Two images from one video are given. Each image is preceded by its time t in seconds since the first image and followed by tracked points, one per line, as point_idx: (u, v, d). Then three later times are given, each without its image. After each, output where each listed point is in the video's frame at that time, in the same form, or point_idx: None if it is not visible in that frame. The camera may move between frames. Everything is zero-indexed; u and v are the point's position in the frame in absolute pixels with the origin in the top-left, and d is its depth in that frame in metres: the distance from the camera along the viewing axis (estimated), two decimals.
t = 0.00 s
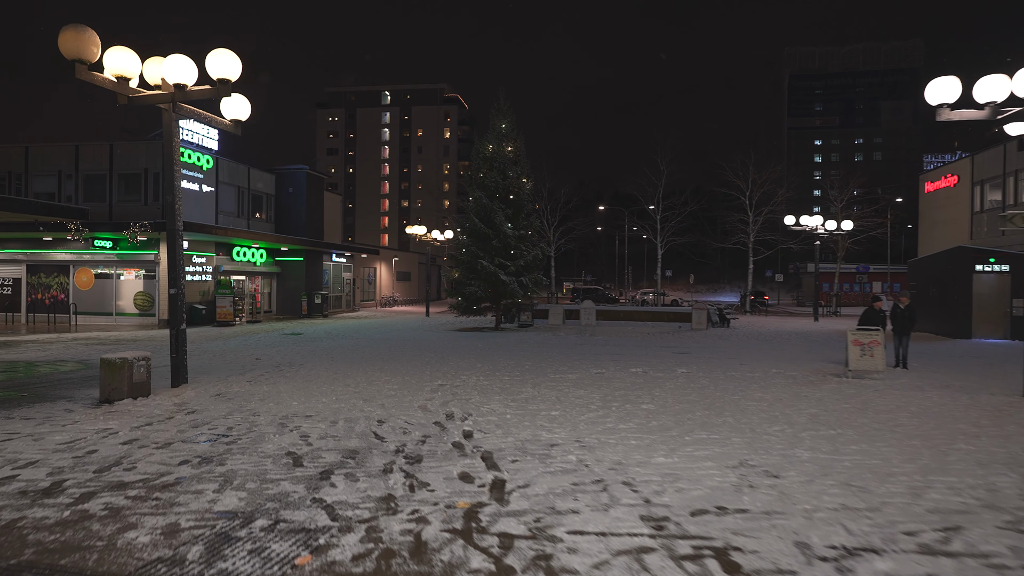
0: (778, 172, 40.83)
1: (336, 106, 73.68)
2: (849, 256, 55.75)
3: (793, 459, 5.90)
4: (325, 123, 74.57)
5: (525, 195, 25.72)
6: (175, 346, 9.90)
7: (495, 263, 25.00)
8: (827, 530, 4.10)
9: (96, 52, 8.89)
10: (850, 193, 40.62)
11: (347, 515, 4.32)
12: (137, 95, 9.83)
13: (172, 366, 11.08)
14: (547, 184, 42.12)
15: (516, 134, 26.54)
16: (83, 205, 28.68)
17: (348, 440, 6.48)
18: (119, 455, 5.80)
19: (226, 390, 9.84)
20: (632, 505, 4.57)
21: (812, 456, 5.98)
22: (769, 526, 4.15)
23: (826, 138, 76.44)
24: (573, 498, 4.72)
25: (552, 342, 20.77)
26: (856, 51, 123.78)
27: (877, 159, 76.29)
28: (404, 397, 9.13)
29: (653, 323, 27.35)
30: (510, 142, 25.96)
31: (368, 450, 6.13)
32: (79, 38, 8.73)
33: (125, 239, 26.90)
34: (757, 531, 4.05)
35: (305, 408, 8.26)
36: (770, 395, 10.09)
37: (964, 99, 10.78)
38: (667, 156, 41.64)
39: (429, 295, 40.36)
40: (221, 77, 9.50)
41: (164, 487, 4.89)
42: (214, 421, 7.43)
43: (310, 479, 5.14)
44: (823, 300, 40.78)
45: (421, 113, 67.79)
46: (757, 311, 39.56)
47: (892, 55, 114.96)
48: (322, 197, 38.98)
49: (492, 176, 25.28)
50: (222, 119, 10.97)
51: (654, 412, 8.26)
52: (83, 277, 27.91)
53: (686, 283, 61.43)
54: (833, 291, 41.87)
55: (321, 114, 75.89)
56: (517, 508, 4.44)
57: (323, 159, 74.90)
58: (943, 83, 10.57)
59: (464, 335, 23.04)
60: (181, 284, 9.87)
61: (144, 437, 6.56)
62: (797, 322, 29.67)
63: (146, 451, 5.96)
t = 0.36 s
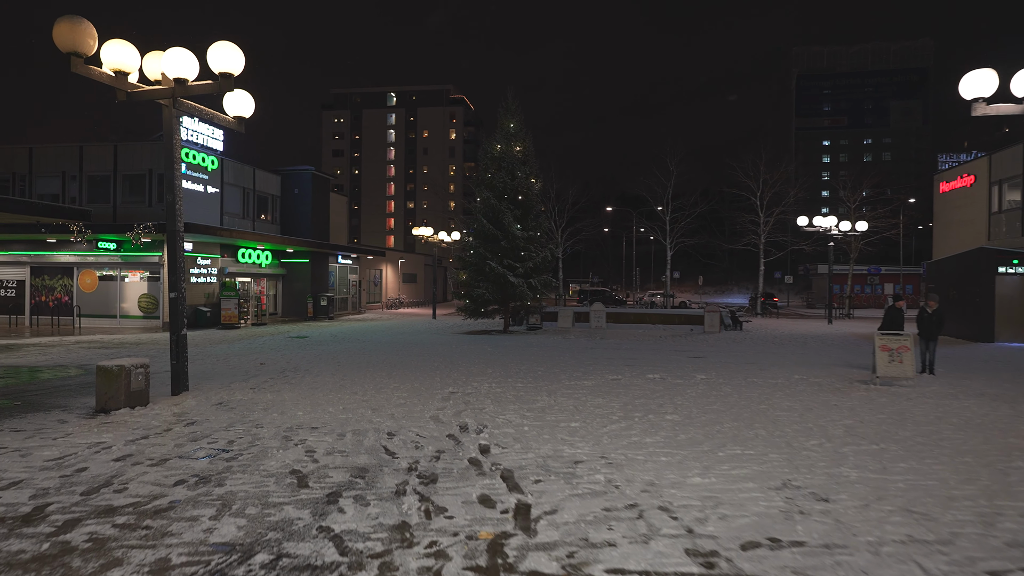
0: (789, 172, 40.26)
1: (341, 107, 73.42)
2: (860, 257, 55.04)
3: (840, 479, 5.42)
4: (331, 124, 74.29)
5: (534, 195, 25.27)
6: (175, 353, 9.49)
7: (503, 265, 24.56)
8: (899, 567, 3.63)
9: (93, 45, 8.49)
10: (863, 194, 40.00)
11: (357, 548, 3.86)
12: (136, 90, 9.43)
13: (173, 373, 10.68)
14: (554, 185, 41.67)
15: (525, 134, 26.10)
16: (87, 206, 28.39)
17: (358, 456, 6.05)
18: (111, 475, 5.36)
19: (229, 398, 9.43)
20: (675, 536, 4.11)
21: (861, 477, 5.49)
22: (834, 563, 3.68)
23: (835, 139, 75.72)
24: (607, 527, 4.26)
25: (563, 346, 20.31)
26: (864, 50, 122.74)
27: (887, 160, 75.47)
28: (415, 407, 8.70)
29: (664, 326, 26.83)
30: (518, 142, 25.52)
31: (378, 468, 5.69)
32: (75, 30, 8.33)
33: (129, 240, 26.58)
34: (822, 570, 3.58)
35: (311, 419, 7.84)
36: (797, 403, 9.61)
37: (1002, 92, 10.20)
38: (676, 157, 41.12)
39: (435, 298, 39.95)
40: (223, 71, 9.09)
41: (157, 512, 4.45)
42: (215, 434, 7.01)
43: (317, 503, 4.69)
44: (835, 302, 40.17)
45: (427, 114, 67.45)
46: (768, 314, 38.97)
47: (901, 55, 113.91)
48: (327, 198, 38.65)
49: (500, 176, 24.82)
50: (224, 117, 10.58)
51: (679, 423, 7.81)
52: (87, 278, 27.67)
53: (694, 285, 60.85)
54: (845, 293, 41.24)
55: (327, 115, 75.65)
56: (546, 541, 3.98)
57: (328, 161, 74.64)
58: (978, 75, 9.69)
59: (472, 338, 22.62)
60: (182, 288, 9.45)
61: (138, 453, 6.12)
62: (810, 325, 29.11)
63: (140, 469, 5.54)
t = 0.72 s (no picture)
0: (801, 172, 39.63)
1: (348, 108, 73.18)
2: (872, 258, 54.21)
3: (888, 496, 4.91)
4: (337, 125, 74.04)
5: (542, 194, 24.77)
6: (169, 354, 9.05)
7: (511, 265, 24.08)
8: None
9: (83, 30, 8.08)
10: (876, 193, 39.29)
11: None
12: (129, 79, 9.02)
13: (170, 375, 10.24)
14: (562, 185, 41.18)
15: (533, 132, 25.62)
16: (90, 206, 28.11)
17: (359, 468, 5.59)
18: (87, 488, 4.90)
19: (225, 401, 8.99)
20: (715, 565, 3.61)
21: (910, 493, 4.97)
22: None
23: (845, 139, 74.89)
24: (637, 553, 3.76)
25: (572, 348, 19.79)
26: (874, 49, 121.41)
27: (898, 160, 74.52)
28: (420, 412, 8.24)
29: (674, 328, 26.26)
30: (526, 140, 25.05)
31: (379, 481, 5.21)
32: (63, 15, 7.91)
33: (132, 240, 26.27)
34: None
35: (309, 425, 7.38)
36: (824, 409, 9.08)
37: None
38: (686, 156, 40.55)
39: (441, 299, 39.50)
40: (219, 58, 8.65)
41: (131, 534, 3.99)
42: (206, 441, 6.56)
43: (309, 522, 4.22)
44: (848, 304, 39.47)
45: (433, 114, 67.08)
46: (780, 315, 38.34)
47: (911, 55, 112.71)
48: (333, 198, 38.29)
49: (508, 174, 24.34)
50: (223, 109, 10.18)
51: (703, 431, 7.30)
52: (91, 278, 27.18)
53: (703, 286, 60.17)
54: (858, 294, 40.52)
55: (333, 116, 75.44)
56: (569, 571, 3.49)
57: (335, 162, 74.37)
58: (1001, 67, 8.08)
59: (479, 340, 22.13)
60: (177, 287, 9.02)
61: (121, 463, 5.67)
62: (824, 327, 28.47)
63: (121, 482, 5.08)
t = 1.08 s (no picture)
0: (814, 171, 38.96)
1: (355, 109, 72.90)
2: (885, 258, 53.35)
3: (955, 520, 4.38)
4: (344, 126, 73.79)
5: (552, 193, 24.31)
6: (167, 358, 8.62)
7: (520, 265, 23.59)
8: None
9: (75, 17, 7.67)
10: (892, 192, 38.57)
11: None
12: (124, 70, 8.60)
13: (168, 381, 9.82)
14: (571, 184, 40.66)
15: (543, 130, 25.17)
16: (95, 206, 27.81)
17: (365, 485, 5.12)
18: (66, 509, 4.45)
19: (225, 408, 8.55)
20: None
21: (981, 518, 4.44)
22: None
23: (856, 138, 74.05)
24: None
25: (585, 350, 19.29)
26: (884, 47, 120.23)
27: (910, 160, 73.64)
28: (430, 421, 7.78)
29: (687, 329, 25.70)
30: (536, 138, 24.62)
31: (387, 501, 4.75)
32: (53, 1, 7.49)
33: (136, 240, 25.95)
34: None
35: (312, 434, 6.93)
36: (859, 417, 8.53)
37: None
38: (696, 155, 39.97)
39: (449, 300, 39.05)
40: (218, 47, 8.23)
41: (109, 566, 3.53)
42: (202, 452, 6.11)
43: (310, 551, 3.76)
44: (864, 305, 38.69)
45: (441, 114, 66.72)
46: (793, 317, 37.66)
47: (923, 54, 111.55)
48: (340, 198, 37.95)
49: (518, 173, 23.88)
50: (224, 101, 9.77)
51: (733, 442, 6.78)
52: (94, 280, 26.97)
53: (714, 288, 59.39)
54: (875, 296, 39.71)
55: (340, 116, 75.19)
56: None
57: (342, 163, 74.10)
58: None
59: (488, 342, 21.65)
60: (175, 287, 8.59)
61: (108, 479, 5.23)
62: (841, 329, 27.81)
63: (105, 501, 4.63)
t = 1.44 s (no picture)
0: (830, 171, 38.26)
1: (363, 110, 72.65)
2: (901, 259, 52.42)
3: None
4: (353, 126, 73.55)
5: (565, 193, 23.80)
6: (165, 367, 8.18)
7: (532, 267, 23.07)
8: None
9: (67, 6, 7.22)
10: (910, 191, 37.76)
11: None
12: (120, 62, 8.15)
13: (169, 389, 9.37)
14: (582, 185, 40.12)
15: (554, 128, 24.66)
16: (102, 207, 27.52)
17: (374, 514, 4.62)
18: (41, 544, 3.99)
19: (226, 419, 8.10)
20: None
21: None
22: None
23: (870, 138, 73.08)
24: None
25: (599, 354, 18.75)
26: (896, 47, 118.97)
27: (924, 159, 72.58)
28: (443, 435, 7.28)
29: (702, 332, 25.07)
30: (548, 137, 24.11)
31: (398, 533, 4.25)
32: None
33: (143, 242, 25.61)
34: None
35: (318, 450, 6.46)
36: (902, 431, 7.95)
37: None
38: (709, 154, 39.31)
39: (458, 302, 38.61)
40: (219, 36, 7.77)
41: None
42: (198, 472, 5.64)
43: None
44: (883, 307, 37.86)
45: (449, 115, 66.33)
46: (808, 319, 36.90)
47: (936, 52, 110.17)
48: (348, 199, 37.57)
49: (529, 172, 23.39)
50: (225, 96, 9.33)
51: (772, 462, 6.22)
52: (103, 282, 26.68)
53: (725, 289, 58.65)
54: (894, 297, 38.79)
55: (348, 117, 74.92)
56: None
57: (350, 164, 73.84)
58: None
59: (499, 345, 21.15)
60: (174, 292, 8.15)
61: (93, 505, 4.76)
62: (860, 332, 27.13)
63: (85, 534, 4.16)
